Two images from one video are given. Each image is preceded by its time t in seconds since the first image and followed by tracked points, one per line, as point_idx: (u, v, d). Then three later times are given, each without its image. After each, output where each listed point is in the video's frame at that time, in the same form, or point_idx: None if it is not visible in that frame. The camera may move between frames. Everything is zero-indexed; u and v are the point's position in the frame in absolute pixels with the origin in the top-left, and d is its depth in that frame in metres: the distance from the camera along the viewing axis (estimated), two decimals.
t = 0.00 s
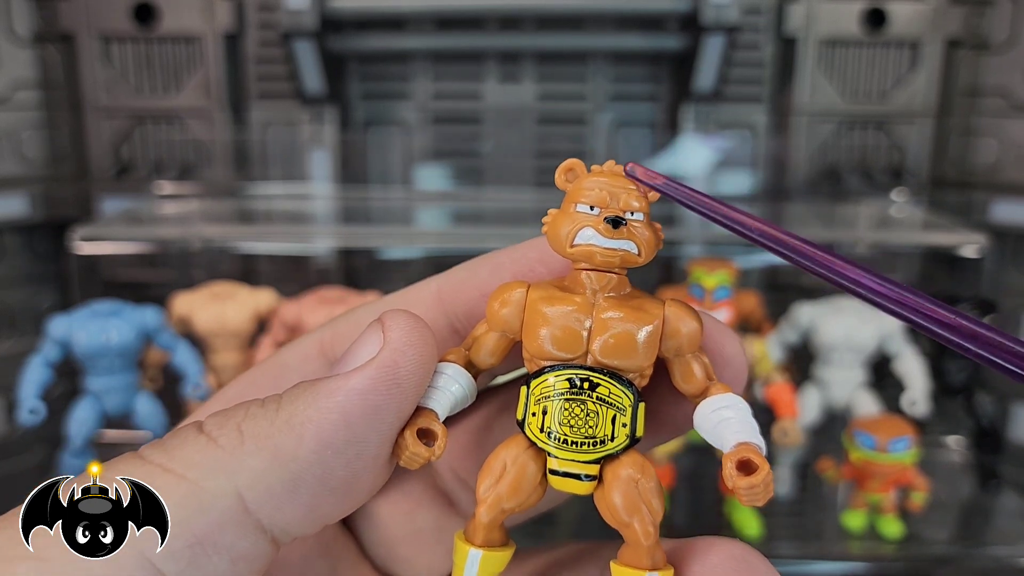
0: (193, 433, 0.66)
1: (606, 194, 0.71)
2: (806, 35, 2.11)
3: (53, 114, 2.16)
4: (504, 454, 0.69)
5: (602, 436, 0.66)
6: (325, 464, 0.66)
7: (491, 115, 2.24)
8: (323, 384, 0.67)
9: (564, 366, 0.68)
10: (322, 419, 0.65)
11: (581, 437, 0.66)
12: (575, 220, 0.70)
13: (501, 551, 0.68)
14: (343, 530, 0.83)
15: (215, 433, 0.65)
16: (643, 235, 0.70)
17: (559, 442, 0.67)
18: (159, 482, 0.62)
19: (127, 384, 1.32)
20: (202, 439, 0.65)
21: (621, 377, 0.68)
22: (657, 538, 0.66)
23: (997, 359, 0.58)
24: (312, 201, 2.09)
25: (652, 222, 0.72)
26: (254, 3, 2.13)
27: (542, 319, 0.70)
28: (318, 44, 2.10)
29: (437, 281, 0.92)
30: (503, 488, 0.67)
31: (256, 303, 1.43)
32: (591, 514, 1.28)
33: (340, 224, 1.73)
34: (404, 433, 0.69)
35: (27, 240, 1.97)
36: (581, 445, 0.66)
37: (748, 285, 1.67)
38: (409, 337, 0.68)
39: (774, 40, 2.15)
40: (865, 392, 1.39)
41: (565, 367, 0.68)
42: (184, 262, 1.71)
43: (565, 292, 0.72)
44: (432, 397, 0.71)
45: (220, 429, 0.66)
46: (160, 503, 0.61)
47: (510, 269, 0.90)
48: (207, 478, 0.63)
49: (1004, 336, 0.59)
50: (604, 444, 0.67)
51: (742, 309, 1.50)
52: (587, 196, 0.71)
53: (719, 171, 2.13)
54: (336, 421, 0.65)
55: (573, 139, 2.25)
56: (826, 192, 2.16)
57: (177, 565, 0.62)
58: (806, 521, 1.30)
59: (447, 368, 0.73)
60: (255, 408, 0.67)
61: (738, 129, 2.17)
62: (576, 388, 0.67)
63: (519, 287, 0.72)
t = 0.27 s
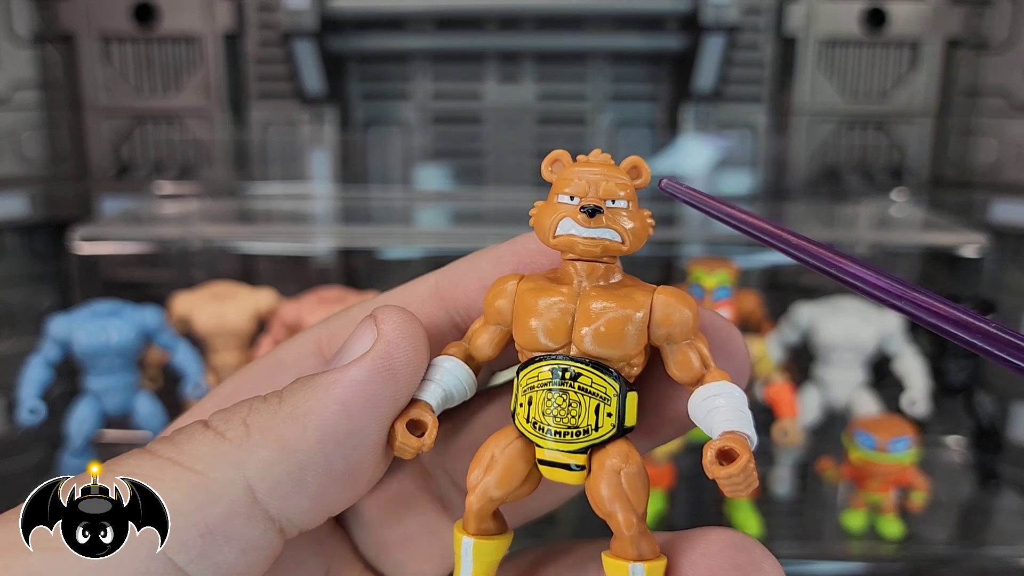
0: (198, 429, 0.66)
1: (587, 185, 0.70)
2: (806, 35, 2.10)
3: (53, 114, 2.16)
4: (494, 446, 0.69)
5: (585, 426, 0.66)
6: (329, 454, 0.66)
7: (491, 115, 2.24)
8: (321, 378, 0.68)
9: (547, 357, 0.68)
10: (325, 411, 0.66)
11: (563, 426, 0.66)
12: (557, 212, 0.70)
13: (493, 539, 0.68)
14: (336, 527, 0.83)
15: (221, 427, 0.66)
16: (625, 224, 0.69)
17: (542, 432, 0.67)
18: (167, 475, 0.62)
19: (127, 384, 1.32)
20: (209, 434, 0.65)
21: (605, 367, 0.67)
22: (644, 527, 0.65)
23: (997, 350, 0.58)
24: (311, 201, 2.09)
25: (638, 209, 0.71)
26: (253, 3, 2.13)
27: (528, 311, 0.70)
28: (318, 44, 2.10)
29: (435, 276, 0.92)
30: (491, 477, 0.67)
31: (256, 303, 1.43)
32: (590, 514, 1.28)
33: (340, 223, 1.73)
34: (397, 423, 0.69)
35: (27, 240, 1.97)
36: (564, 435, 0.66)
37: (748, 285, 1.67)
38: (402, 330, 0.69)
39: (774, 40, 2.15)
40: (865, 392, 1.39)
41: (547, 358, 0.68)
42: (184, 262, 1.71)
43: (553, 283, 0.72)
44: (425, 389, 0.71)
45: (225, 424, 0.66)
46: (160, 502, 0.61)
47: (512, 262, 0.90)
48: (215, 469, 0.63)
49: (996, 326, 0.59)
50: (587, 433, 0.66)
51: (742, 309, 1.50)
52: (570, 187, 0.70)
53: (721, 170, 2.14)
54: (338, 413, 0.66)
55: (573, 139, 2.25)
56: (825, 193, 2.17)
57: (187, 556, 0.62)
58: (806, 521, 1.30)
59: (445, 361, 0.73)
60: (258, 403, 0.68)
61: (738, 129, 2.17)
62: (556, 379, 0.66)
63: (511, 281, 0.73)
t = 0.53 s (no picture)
0: (226, 440, 0.66)
1: (590, 180, 0.70)
2: (806, 35, 2.10)
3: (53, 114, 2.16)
4: (502, 439, 0.69)
5: (588, 419, 0.66)
6: (358, 455, 0.67)
7: (491, 115, 2.24)
8: (337, 381, 0.68)
9: (551, 351, 0.68)
10: (347, 413, 0.66)
11: (567, 420, 0.66)
12: (560, 208, 0.70)
13: (502, 531, 0.68)
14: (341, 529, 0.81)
15: (251, 438, 0.65)
16: (628, 219, 0.69)
17: (548, 425, 0.67)
18: (206, 485, 0.62)
19: (128, 384, 1.32)
20: (241, 445, 0.65)
21: (609, 361, 0.67)
22: (643, 520, 0.65)
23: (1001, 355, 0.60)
24: (311, 201, 2.09)
25: (643, 205, 0.71)
26: (254, 3, 2.13)
27: (536, 307, 0.70)
28: (318, 44, 2.10)
29: (442, 277, 0.92)
30: (499, 469, 0.68)
31: (256, 303, 1.42)
32: (591, 514, 1.28)
33: (340, 223, 1.73)
34: (408, 415, 0.69)
35: (27, 240, 1.96)
36: (568, 428, 0.66)
37: (748, 285, 1.67)
38: (406, 324, 0.70)
39: (774, 40, 2.15)
40: (864, 392, 1.39)
41: (552, 352, 0.68)
42: (184, 262, 1.71)
43: (560, 280, 0.72)
44: (437, 381, 0.71)
45: (255, 434, 0.66)
46: (160, 502, 0.60)
47: (521, 261, 0.90)
48: (254, 479, 0.63)
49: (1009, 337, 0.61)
50: (590, 426, 0.66)
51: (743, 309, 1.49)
52: (574, 183, 0.70)
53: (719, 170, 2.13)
54: (361, 414, 0.66)
55: (573, 139, 2.25)
56: (825, 192, 2.17)
57: (231, 562, 0.62)
58: (806, 521, 1.30)
59: (460, 357, 0.73)
60: (283, 412, 0.67)
61: (738, 128, 2.17)
62: (561, 372, 0.66)
63: (522, 278, 0.73)
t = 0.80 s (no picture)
0: (240, 450, 0.65)
1: (588, 180, 0.70)
2: (806, 35, 2.10)
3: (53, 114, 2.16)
4: (506, 437, 0.69)
5: (585, 417, 0.66)
6: (371, 460, 0.67)
7: (491, 115, 2.24)
8: (343, 388, 0.68)
9: (551, 350, 0.68)
10: (358, 418, 0.66)
11: (567, 418, 0.66)
12: (559, 207, 0.70)
13: (507, 529, 0.68)
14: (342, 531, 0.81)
15: (267, 449, 0.65)
16: (625, 218, 0.69)
17: (550, 423, 0.67)
18: (227, 493, 0.61)
19: (128, 384, 1.32)
20: (257, 455, 0.64)
21: (606, 360, 0.67)
22: (640, 519, 0.64)
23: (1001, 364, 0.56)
24: (311, 201, 2.09)
25: (642, 203, 0.70)
26: (253, 3, 2.13)
27: (538, 307, 0.70)
28: (318, 44, 2.10)
29: (442, 277, 0.92)
30: (502, 467, 0.68)
31: (256, 303, 1.42)
32: (591, 515, 1.28)
33: (340, 223, 1.73)
34: (415, 415, 0.69)
35: (27, 240, 1.96)
36: (567, 426, 0.66)
37: (748, 285, 1.67)
38: (407, 328, 0.71)
39: (774, 40, 2.15)
40: (864, 392, 1.40)
41: (553, 351, 0.68)
42: (184, 262, 1.71)
43: (563, 280, 0.72)
44: (444, 383, 0.71)
45: (270, 444, 0.65)
46: (160, 502, 0.59)
47: (518, 261, 0.90)
48: (273, 487, 0.63)
49: (1014, 344, 0.57)
50: (589, 425, 0.66)
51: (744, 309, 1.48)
52: (572, 182, 0.70)
53: (719, 170, 2.12)
54: (372, 419, 0.66)
55: (573, 139, 2.25)
56: (825, 192, 2.17)
57: (253, 569, 0.62)
58: (806, 521, 1.31)
59: (470, 359, 0.73)
60: (295, 422, 0.67)
61: (738, 128, 2.17)
62: (561, 370, 0.67)
63: (527, 280, 0.74)
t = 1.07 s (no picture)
0: (241, 451, 0.65)
1: (587, 181, 0.70)
2: (806, 35, 2.11)
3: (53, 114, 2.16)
4: (506, 438, 0.69)
5: (585, 418, 0.66)
6: (373, 460, 0.67)
7: (491, 115, 2.25)
8: (343, 390, 0.68)
9: (552, 352, 0.68)
10: (359, 419, 0.66)
11: (567, 418, 0.66)
12: (558, 209, 0.70)
13: (507, 530, 0.68)
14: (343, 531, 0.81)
15: (268, 450, 0.65)
16: (625, 218, 0.69)
17: (550, 424, 0.67)
18: (229, 495, 0.61)
19: (128, 384, 1.32)
20: (259, 457, 0.64)
21: (606, 361, 0.67)
22: (640, 519, 0.64)
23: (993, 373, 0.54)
24: (311, 201, 2.09)
25: (641, 204, 0.70)
26: (253, 3, 2.13)
27: (538, 308, 0.70)
28: (318, 44, 2.10)
29: (444, 278, 0.92)
30: (502, 467, 0.68)
31: (256, 303, 1.42)
32: (591, 515, 1.28)
33: (340, 224, 1.73)
34: (415, 416, 0.69)
35: (27, 240, 1.96)
36: (567, 427, 0.66)
37: (748, 285, 1.67)
38: (407, 329, 0.71)
39: (774, 40, 2.15)
40: (864, 392, 1.39)
41: (553, 352, 0.68)
42: (184, 262, 1.72)
43: (563, 280, 0.72)
44: (445, 383, 0.71)
45: (272, 446, 0.65)
46: (160, 502, 0.59)
47: (518, 262, 0.90)
48: (274, 488, 0.63)
49: (1005, 354, 0.55)
50: (589, 425, 0.66)
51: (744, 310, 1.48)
52: (572, 183, 0.70)
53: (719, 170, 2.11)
54: (373, 420, 0.66)
55: (573, 139, 2.25)
56: (825, 192, 2.17)
57: (254, 571, 0.61)
58: (806, 521, 1.31)
59: (471, 359, 0.73)
60: (296, 424, 0.67)
61: (738, 128, 2.17)
62: (561, 371, 0.67)
63: (528, 281, 0.74)
